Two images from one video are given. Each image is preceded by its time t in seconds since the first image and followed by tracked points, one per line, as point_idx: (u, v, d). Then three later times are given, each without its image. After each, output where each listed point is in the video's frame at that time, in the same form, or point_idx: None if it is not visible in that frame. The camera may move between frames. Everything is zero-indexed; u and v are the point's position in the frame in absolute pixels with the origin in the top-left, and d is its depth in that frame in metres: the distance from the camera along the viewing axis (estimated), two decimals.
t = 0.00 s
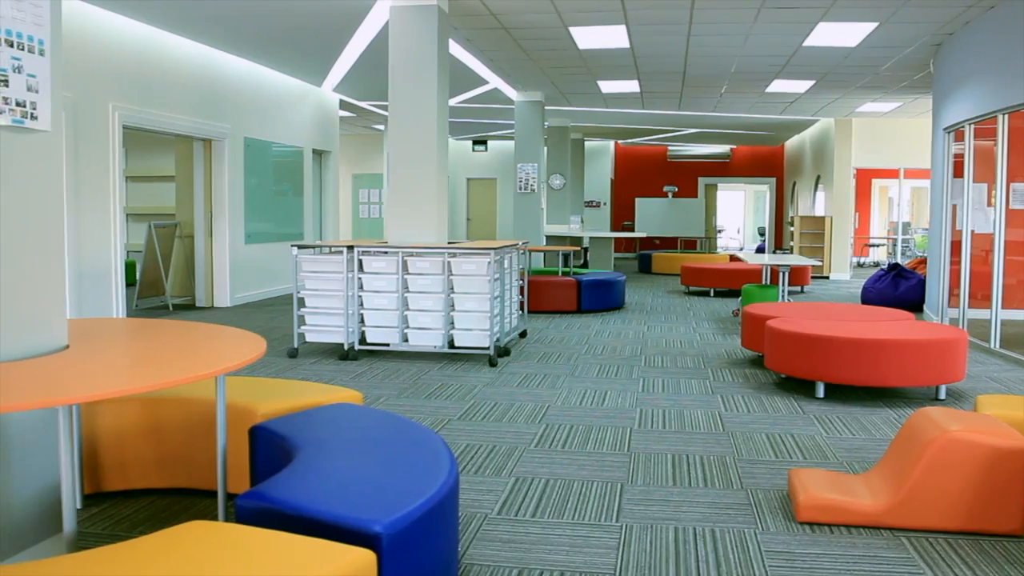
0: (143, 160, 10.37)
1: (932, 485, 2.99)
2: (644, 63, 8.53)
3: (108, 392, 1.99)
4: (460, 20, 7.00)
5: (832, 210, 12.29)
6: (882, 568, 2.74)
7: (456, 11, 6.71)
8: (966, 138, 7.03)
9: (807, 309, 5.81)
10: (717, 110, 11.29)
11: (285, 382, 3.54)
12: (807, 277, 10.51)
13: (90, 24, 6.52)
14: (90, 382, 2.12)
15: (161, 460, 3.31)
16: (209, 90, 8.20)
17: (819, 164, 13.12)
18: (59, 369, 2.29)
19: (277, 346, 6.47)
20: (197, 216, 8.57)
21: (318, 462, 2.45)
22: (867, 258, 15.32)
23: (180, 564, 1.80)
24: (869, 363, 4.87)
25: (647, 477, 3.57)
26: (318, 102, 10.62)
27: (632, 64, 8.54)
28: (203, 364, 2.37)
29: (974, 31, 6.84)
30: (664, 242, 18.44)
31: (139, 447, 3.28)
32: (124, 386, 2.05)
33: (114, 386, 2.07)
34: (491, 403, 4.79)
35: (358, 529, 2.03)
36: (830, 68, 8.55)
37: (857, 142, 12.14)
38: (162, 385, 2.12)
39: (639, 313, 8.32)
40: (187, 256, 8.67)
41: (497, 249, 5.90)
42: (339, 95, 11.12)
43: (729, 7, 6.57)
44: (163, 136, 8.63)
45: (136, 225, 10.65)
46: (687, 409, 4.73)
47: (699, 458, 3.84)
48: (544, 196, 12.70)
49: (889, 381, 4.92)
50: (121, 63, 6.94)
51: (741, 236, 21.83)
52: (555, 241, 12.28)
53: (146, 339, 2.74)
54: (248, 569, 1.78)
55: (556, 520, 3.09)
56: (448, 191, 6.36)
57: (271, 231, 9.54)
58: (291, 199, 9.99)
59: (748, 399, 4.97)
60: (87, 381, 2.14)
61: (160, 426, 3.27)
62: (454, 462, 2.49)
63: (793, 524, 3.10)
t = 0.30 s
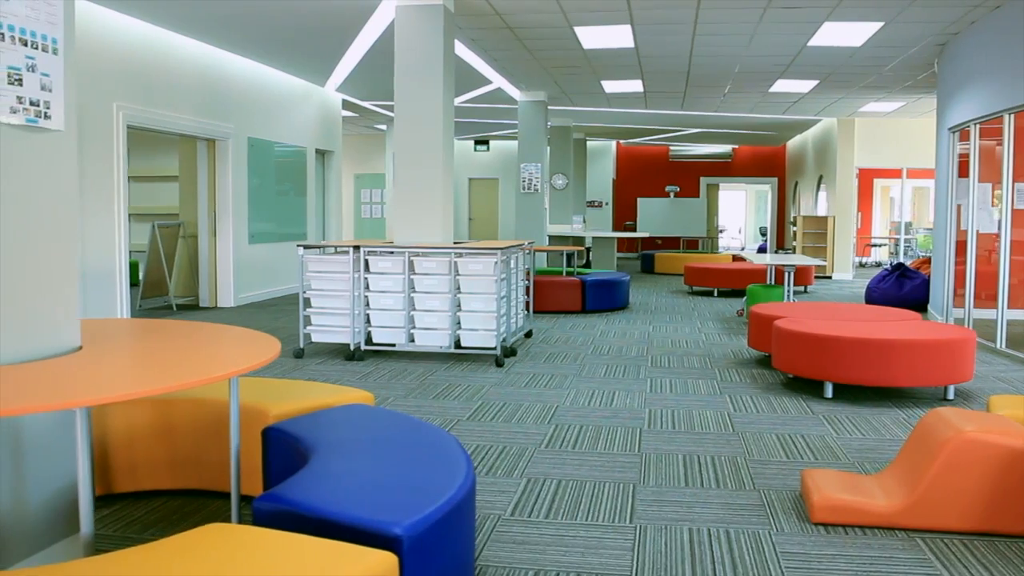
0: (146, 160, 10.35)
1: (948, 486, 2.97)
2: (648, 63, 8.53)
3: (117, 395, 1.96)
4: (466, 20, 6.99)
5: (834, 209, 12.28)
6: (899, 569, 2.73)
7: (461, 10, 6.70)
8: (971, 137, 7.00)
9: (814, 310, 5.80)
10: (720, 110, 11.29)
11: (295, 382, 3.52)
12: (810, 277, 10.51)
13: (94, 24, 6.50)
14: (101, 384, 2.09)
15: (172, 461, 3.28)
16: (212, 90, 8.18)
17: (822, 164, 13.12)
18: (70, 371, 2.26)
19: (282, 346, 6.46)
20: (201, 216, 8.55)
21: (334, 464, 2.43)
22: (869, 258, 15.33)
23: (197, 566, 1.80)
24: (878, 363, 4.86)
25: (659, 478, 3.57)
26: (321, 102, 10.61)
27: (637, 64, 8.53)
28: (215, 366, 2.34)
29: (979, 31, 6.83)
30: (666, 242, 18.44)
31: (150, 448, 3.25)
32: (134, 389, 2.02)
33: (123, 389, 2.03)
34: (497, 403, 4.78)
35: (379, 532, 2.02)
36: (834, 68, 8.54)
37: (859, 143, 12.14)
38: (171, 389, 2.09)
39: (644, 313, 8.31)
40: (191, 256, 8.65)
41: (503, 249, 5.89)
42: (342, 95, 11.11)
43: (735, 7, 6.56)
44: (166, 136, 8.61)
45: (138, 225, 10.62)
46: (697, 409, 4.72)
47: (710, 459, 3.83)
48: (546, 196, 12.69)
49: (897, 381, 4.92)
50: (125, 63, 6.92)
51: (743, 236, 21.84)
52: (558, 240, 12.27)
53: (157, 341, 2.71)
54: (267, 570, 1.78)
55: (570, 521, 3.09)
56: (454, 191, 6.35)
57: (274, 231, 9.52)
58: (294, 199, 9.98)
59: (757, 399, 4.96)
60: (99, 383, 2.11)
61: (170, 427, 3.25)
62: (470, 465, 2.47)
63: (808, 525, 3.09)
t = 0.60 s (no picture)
0: (149, 160, 10.35)
1: (961, 488, 2.96)
2: (652, 63, 8.52)
3: (128, 398, 1.94)
4: (472, 20, 6.99)
5: (837, 210, 12.28)
6: (914, 569, 2.72)
7: (467, 10, 6.69)
8: (976, 138, 7.00)
9: (821, 310, 5.80)
10: (723, 110, 11.29)
11: (305, 383, 3.50)
12: (814, 277, 10.50)
13: (99, 24, 6.48)
14: (117, 386, 2.08)
15: (182, 463, 3.26)
16: (216, 89, 8.17)
17: (824, 164, 13.12)
18: (83, 374, 2.24)
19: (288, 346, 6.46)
20: (205, 217, 8.55)
21: (349, 465, 2.42)
22: (871, 258, 15.34)
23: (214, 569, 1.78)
24: (886, 363, 4.85)
25: (670, 479, 3.56)
26: (325, 102, 10.60)
27: (641, 63, 8.52)
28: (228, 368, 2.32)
29: (985, 31, 6.82)
30: (669, 242, 18.43)
31: (159, 450, 3.23)
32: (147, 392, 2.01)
33: (135, 392, 2.01)
34: (507, 404, 4.77)
35: (397, 534, 2.00)
36: (839, 68, 8.54)
37: (862, 143, 12.13)
38: (184, 391, 2.07)
39: (648, 313, 8.31)
40: (195, 257, 8.64)
41: (510, 249, 5.88)
42: (345, 95, 11.11)
43: (740, 7, 6.55)
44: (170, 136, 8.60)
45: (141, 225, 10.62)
46: (705, 410, 4.71)
47: (720, 459, 3.83)
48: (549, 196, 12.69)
49: (905, 381, 4.91)
50: (130, 64, 6.91)
51: (745, 236, 21.84)
52: (560, 240, 12.26)
53: (168, 343, 2.69)
54: (278, 570, 1.78)
55: (583, 522, 3.08)
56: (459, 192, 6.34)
57: (278, 231, 9.52)
58: (298, 199, 9.97)
59: (765, 399, 4.95)
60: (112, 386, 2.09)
61: (180, 429, 3.22)
62: (486, 465, 2.46)
63: (820, 526, 3.08)
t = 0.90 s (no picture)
0: (152, 160, 10.34)
1: (975, 488, 2.95)
2: (656, 62, 8.52)
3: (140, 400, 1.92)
4: (477, 20, 6.98)
5: (840, 210, 12.27)
6: (929, 571, 2.72)
7: (472, 11, 6.69)
8: (981, 138, 6.99)
9: (827, 310, 5.79)
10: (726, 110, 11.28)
11: (315, 384, 3.47)
12: (817, 277, 10.50)
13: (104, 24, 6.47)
14: (138, 389, 2.06)
15: (193, 464, 3.23)
16: (220, 90, 8.17)
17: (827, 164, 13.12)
18: (99, 376, 2.23)
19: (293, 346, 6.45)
20: (209, 217, 8.54)
21: (365, 467, 2.41)
22: (874, 258, 15.34)
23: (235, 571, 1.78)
24: (895, 364, 4.85)
25: (681, 479, 3.55)
26: (328, 101, 10.59)
27: (644, 63, 8.51)
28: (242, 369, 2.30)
29: (990, 31, 6.81)
30: (671, 242, 18.44)
31: (169, 452, 3.20)
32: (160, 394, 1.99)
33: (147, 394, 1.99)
34: (517, 404, 4.76)
35: (416, 536, 1.99)
36: (843, 68, 8.53)
37: (865, 142, 12.13)
38: (207, 393, 2.06)
39: (652, 313, 8.30)
40: (199, 257, 8.65)
41: (516, 249, 5.88)
42: (348, 95, 11.11)
43: (745, 7, 6.54)
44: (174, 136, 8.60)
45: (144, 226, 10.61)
46: (714, 410, 4.70)
47: (730, 460, 3.82)
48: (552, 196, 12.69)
49: (914, 381, 4.91)
50: (134, 64, 6.90)
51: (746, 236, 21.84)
52: (563, 241, 12.26)
53: (179, 345, 2.67)
54: (293, 570, 1.79)
55: (595, 523, 3.07)
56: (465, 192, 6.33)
57: (281, 232, 9.51)
58: (301, 199, 9.97)
59: (772, 400, 4.94)
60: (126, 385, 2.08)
61: (190, 430, 3.20)
62: (502, 468, 2.45)
63: (833, 527, 3.07)
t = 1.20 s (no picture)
0: (153, 160, 10.31)
1: (991, 489, 2.94)
2: (659, 62, 8.51)
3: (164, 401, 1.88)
4: (482, 20, 6.97)
5: (842, 210, 12.26)
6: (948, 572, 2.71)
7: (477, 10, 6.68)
8: (986, 137, 6.99)
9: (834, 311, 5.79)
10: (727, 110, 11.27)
11: (326, 385, 3.44)
12: (820, 277, 10.50)
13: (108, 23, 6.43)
14: (159, 389, 2.03)
15: (206, 467, 3.21)
16: (223, 89, 8.14)
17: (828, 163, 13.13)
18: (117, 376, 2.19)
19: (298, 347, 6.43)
20: (211, 217, 8.52)
21: (383, 470, 2.39)
22: (874, 258, 15.35)
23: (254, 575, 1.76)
24: (903, 364, 4.84)
25: (694, 481, 3.54)
26: (329, 101, 10.57)
27: (648, 63, 8.50)
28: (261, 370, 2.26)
29: (994, 31, 6.80)
30: (671, 242, 18.43)
31: (181, 453, 3.18)
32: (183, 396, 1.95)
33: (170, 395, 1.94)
34: (525, 405, 4.74)
35: (439, 539, 1.98)
36: (846, 68, 8.53)
37: (866, 142, 12.13)
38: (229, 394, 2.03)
39: (656, 313, 8.29)
40: (201, 257, 8.63)
41: (522, 249, 5.86)
42: (350, 95, 11.08)
43: (751, 7, 6.52)
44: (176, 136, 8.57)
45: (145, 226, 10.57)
46: (724, 411, 4.69)
47: (742, 461, 3.81)
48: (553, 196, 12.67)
49: (922, 382, 4.90)
50: (137, 62, 6.86)
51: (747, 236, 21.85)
52: (565, 241, 12.24)
53: (194, 345, 2.64)
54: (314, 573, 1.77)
55: (610, 525, 3.06)
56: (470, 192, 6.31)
57: (283, 232, 9.48)
58: (303, 199, 9.94)
59: (781, 400, 4.92)
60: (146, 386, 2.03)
61: (202, 432, 3.17)
62: (520, 470, 2.44)
63: (849, 528, 3.06)
